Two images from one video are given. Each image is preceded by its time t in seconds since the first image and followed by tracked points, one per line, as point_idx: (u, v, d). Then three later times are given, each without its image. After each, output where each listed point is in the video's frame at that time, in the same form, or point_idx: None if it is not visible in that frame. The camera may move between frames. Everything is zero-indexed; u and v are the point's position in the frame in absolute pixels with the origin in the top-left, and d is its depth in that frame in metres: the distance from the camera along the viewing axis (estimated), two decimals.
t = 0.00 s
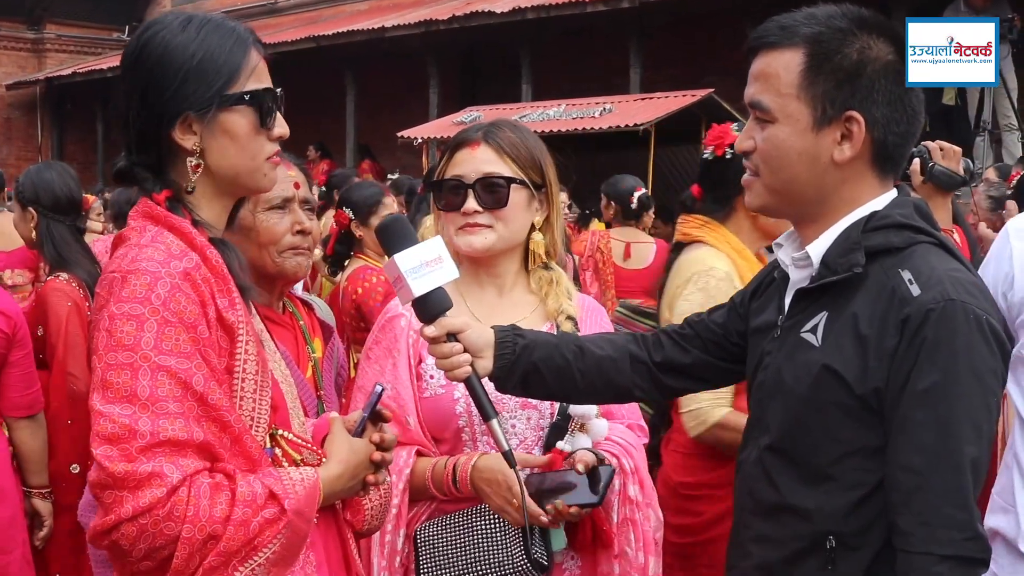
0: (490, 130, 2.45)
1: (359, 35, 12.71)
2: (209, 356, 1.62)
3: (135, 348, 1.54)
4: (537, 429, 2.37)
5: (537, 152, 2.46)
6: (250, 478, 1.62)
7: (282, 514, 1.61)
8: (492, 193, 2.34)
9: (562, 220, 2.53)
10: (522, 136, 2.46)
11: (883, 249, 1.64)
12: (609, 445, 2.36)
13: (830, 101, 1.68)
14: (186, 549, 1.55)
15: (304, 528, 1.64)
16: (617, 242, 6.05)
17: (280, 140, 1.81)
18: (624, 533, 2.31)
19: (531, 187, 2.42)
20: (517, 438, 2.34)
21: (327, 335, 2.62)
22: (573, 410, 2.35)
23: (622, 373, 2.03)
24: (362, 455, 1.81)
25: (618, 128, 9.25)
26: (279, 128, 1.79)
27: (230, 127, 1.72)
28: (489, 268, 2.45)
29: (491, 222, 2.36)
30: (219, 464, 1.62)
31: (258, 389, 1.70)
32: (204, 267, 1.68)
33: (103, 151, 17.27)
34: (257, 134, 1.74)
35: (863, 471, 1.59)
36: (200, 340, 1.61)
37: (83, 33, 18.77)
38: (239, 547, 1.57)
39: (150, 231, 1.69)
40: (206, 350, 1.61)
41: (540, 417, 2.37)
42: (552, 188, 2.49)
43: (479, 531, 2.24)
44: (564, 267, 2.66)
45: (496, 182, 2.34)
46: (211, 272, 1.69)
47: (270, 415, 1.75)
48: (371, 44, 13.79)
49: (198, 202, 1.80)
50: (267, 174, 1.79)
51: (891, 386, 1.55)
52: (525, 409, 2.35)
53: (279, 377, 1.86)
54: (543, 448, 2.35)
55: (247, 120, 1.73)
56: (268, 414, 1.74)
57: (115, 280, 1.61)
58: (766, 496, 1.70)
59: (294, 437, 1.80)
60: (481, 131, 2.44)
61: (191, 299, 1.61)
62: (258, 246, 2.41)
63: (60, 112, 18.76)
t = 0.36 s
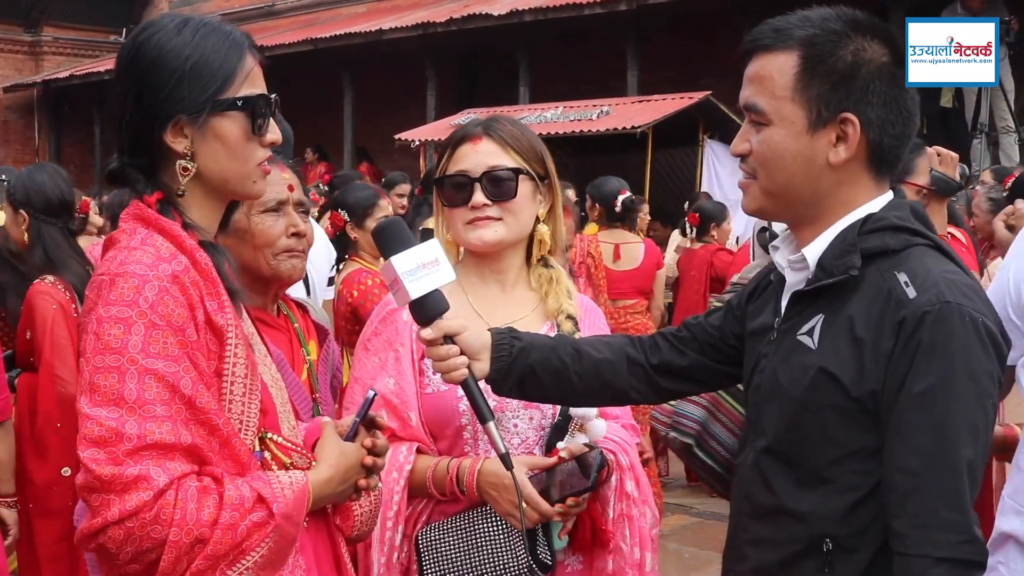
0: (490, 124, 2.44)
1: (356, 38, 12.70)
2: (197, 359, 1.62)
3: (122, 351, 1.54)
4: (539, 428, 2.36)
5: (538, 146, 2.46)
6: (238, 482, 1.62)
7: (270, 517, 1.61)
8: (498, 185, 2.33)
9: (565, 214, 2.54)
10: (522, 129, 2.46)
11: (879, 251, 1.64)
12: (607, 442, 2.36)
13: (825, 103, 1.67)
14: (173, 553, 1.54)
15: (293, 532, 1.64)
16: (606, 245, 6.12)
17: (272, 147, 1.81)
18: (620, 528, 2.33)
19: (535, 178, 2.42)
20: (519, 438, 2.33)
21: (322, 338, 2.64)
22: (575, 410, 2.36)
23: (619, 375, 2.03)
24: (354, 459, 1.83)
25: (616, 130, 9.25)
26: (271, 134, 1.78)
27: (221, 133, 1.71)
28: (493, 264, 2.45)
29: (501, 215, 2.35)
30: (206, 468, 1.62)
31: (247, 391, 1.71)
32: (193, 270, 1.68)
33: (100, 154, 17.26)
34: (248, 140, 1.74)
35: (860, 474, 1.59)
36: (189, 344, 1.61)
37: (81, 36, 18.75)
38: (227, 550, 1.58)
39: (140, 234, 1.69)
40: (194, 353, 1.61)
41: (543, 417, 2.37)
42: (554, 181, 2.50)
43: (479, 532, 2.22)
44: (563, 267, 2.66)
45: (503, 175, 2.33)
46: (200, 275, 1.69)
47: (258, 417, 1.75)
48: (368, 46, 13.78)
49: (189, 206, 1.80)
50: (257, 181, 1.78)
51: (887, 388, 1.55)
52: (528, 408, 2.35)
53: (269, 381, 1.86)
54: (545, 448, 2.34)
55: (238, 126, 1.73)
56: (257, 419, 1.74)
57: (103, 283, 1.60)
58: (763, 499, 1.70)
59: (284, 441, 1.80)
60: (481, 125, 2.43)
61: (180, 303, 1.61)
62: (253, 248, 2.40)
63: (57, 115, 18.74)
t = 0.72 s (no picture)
0: (489, 123, 2.44)
1: (356, 39, 12.71)
2: (198, 358, 1.62)
3: (124, 350, 1.54)
4: (540, 428, 2.36)
5: (537, 144, 2.46)
6: (235, 479, 1.62)
7: (267, 514, 1.61)
8: (498, 186, 2.34)
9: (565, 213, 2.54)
10: (521, 127, 2.45)
11: (877, 252, 1.64)
12: (612, 443, 2.36)
13: (822, 104, 1.67)
14: (172, 552, 1.54)
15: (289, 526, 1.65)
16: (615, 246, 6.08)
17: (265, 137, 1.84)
18: (625, 529, 2.33)
19: (535, 178, 2.42)
20: (522, 437, 2.32)
21: (319, 338, 2.63)
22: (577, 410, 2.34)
23: (618, 377, 2.03)
24: (352, 449, 1.82)
25: (616, 131, 9.26)
26: (264, 124, 1.81)
27: (224, 124, 1.73)
28: (494, 264, 2.45)
29: (501, 215, 2.35)
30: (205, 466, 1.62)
31: (244, 390, 1.71)
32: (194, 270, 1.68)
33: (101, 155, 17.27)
34: (249, 130, 1.76)
35: (859, 475, 1.59)
36: (190, 343, 1.61)
37: (81, 38, 18.75)
38: (225, 546, 1.58)
39: (139, 234, 1.69)
40: (195, 353, 1.61)
41: (544, 417, 2.37)
42: (554, 181, 2.49)
43: (485, 534, 2.21)
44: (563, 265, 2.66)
45: (503, 175, 2.34)
46: (201, 275, 1.69)
47: (255, 416, 1.76)
48: (368, 47, 13.78)
49: (189, 207, 1.81)
50: (258, 171, 1.81)
51: (886, 389, 1.55)
52: (530, 408, 2.34)
53: (266, 382, 1.86)
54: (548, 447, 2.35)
55: (240, 117, 1.75)
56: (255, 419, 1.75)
57: (103, 280, 1.60)
58: (762, 500, 1.70)
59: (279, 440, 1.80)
60: (481, 124, 2.43)
61: (182, 302, 1.61)
62: (256, 250, 2.39)
63: (57, 117, 18.73)
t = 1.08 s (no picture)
0: (488, 121, 2.43)
1: (356, 39, 12.70)
2: (192, 362, 1.62)
3: (116, 355, 1.55)
4: (550, 432, 2.35)
5: (537, 143, 2.45)
6: (214, 473, 1.61)
7: (247, 510, 1.58)
8: (497, 183, 2.33)
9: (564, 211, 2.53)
10: (521, 125, 2.45)
11: (876, 252, 1.64)
12: (620, 441, 2.37)
13: (821, 103, 1.67)
14: (153, 550, 1.55)
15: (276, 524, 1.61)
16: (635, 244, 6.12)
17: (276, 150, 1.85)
18: (638, 527, 2.32)
19: (534, 176, 2.41)
20: (531, 442, 2.31)
21: (318, 338, 2.61)
22: (588, 413, 2.33)
23: (615, 375, 2.03)
24: (356, 431, 1.75)
25: (616, 130, 9.26)
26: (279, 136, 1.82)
27: (242, 132, 1.73)
28: (494, 264, 2.45)
29: (499, 213, 2.35)
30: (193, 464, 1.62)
31: (239, 394, 1.71)
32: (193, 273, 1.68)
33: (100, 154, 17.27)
34: (266, 139, 1.77)
35: (858, 475, 1.59)
36: (184, 347, 1.61)
37: (81, 38, 18.76)
38: (205, 542, 1.56)
39: (140, 235, 1.69)
40: (189, 358, 1.61)
41: (554, 421, 2.35)
42: (553, 180, 2.49)
43: (496, 539, 2.25)
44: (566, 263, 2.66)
45: (502, 172, 2.33)
46: (201, 278, 1.69)
47: (250, 420, 1.76)
48: (368, 46, 13.77)
49: (190, 205, 1.79)
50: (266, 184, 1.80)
51: (884, 389, 1.55)
52: (540, 413, 2.33)
53: (264, 383, 1.86)
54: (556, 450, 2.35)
55: (259, 126, 1.75)
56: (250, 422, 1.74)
57: (100, 281, 1.60)
58: (760, 500, 1.70)
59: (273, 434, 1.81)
60: (479, 123, 2.42)
61: (178, 306, 1.61)
62: (258, 252, 2.40)
63: (58, 117, 18.73)
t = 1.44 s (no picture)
0: (488, 121, 2.42)
1: (353, 39, 12.69)
2: (190, 366, 1.62)
3: (115, 359, 1.54)
4: (547, 431, 2.35)
5: (536, 143, 2.45)
6: (218, 478, 1.62)
7: (250, 515, 1.60)
8: (498, 187, 2.33)
9: (564, 212, 2.53)
10: (521, 126, 2.44)
11: (872, 251, 1.64)
12: (619, 442, 2.36)
13: (819, 103, 1.67)
14: (156, 555, 1.54)
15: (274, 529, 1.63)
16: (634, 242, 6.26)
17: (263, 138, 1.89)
18: (636, 529, 2.33)
19: (534, 178, 2.41)
20: (527, 443, 2.31)
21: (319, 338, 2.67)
22: (584, 413, 2.32)
23: (612, 374, 2.02)
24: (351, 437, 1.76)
25: (614, 130, 9.25)
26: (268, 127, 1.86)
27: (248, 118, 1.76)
28: (494, 267, 2.45)
29: (499, 217, 2.35)
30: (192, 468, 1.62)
31: (236, 400, 1.72)
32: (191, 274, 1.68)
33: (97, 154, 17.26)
34: (261, 130, 1.81)
35: (855, 474, 1.59)
36: (182, 351, 1.61)
37: (78, 38, 18.73)
38: (209, 548, 1.57)
39: (138, 235, 1.68)
40: (187, 361, 1.61)
41: (550, 420, 2.35)
42: (553, 181, 2.48)
43: (492, 540, 2.24)
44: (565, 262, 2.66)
45: (502, 176, 2.33)
46: (200, 281, 1.70)
47: (247, 424, 1.76)
48: (366, 46, 13.76)
49: (188, 203, 1.78)
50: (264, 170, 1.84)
51: (881, 389, 1.55)
52: (535, 413, 2.32)
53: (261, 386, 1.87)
54: (552, 450, 2.34)
55: (255, 116, 1.79)
56: (244, 426, 1.75)
57: (97, 285, 1.59)
58: (757, 500, 1.70)
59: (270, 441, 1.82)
60: (479, 124, 2.41)
61: (176, 309, 1.61)
62: (258, 252, 2.39)
63: (55, 117, 18.69)
